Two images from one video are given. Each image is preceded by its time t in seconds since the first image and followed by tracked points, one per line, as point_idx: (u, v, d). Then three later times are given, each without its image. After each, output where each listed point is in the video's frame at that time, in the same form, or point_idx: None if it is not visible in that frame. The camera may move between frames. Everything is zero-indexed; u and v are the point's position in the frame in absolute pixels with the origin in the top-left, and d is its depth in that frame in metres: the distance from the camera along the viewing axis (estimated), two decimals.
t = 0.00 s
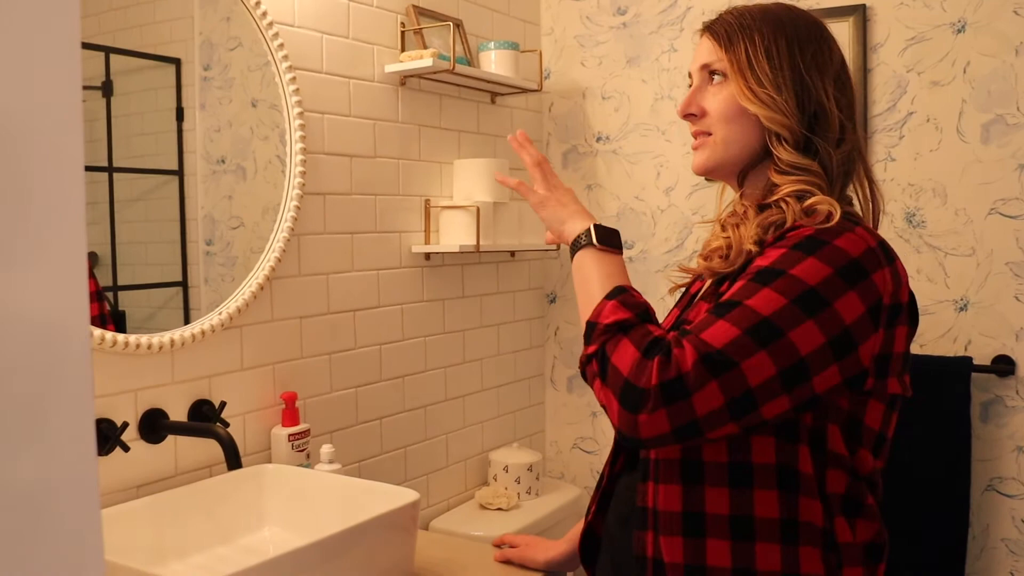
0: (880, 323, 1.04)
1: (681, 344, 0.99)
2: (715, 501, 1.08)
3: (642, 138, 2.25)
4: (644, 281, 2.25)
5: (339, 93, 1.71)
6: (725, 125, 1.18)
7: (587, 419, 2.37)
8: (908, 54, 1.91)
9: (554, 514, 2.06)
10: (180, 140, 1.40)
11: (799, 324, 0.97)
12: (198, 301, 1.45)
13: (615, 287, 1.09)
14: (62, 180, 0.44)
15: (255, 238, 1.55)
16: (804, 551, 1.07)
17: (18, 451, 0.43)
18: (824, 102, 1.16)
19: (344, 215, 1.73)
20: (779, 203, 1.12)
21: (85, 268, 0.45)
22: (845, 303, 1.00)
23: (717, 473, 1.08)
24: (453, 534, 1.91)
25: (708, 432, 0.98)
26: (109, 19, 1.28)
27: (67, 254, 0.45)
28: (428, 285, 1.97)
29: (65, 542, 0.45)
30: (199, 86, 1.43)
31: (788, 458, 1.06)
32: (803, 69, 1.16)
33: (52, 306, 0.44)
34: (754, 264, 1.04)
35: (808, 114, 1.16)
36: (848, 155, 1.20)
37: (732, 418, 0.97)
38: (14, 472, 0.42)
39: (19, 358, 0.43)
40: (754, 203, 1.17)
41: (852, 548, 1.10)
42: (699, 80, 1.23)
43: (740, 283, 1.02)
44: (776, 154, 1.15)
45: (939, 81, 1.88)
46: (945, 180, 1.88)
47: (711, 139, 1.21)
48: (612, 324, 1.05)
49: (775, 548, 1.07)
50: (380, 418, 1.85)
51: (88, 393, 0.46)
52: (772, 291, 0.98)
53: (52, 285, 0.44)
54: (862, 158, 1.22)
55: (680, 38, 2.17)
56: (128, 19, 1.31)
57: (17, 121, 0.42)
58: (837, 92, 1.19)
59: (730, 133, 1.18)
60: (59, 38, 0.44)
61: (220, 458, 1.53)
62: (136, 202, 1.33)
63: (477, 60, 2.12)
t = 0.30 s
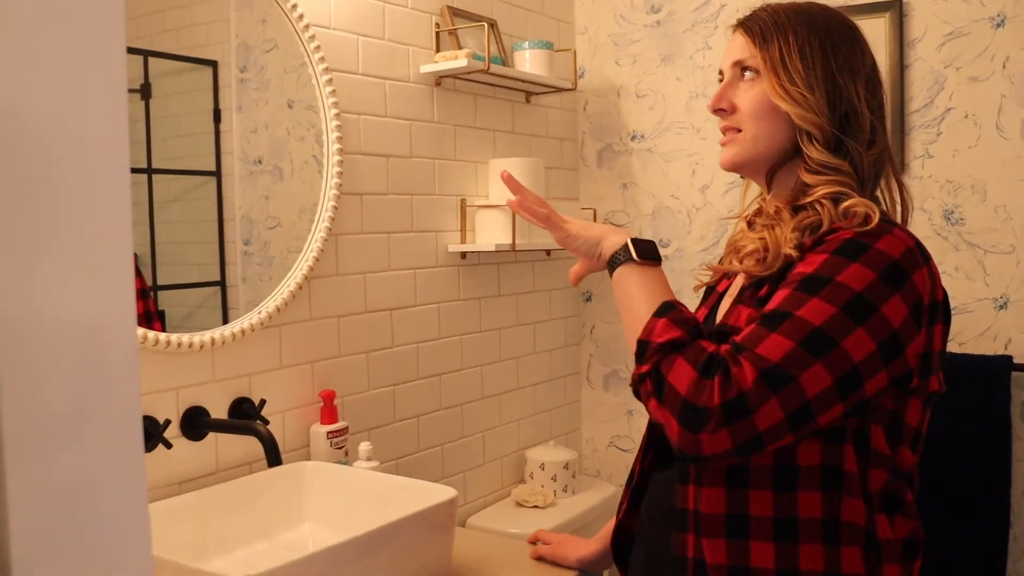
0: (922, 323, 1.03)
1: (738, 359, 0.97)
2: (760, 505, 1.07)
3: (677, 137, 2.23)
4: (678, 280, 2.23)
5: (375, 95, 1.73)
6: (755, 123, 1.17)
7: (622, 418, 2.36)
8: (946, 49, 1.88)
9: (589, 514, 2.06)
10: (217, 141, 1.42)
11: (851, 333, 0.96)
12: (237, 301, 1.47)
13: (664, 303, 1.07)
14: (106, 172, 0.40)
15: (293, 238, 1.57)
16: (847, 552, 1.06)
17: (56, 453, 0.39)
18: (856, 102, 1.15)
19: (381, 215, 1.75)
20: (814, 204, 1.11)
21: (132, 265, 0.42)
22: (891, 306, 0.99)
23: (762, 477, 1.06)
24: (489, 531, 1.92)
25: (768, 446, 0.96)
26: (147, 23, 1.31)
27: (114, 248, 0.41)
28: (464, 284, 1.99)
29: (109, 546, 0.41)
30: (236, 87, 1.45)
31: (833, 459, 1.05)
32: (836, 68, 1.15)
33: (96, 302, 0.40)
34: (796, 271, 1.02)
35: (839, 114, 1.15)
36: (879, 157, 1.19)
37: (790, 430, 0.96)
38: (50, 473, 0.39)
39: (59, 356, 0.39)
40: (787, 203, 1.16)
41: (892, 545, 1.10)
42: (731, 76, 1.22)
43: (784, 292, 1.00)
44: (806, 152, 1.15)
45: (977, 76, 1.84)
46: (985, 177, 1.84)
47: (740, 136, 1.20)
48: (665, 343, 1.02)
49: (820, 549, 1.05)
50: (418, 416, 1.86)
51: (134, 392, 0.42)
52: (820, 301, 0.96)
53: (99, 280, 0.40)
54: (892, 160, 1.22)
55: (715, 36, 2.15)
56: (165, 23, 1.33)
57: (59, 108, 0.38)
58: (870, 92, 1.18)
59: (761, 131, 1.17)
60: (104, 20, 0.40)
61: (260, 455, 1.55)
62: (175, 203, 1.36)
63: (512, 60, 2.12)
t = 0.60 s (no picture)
0: (974, 324, 1.01)
1: (807, 376, 0.94)
2: (817, 512, 1.04)
3: (718, 136, 2.21)
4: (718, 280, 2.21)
5: (417, 95, 1.74)
6: (800, 119, 1.15)
7: (663, 419, 2.34)
8: (991, 45, 1.83)
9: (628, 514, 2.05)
10: (261, 141, 1.45)
11: (913, 342, 0.94)
12: (280, 299, 1.49)
13: (723, 320, 1.02)
14: (155, 177, 0.41)
15: (335, 237, 1.59)
16: (903, 559, 1.03)
17: (104, 451, 0.40)
18: (898, 102, 1.15)
19: (423, 214, 1.76)
20: (859, 209, 1.10)
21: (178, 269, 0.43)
22: (948, 311, 0.97)
23: (819, 486, 1.04)
24: (529, 529, 1.92)
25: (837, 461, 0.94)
26: (191, 26, 1.33)
27: (160, 251, 0.42)
28: (505, 283, 1.99)
29: (156, 542, 0.42)
30: (279, 88, 1.48)
31: (890, 465, 1.03)
32: (880, 67, 1.14)
33: (143, 303, 0.41)
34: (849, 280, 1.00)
35: (884, 114, 1.15)
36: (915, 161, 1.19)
37: (859, 444, 0.94)
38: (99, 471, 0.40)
39: (108, 356, 0.40)
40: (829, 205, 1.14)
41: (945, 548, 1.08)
42: (772, 71, 1.19)
43: (841, 303, 0.97)
44: (852, 150, 1.13)
45: None
46: None
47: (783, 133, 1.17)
48: (728, 364, 0.98)
49: (877, 556, 1.03)
50: (458, 414, 1.87)
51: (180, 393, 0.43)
52: (881, 312, 0.94)
53: (145, 282, 0.41)
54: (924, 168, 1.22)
55: (756, 34, 2.12)
56: (211, 25, 1.36)
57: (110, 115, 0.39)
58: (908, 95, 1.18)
59: (808, 127, 1.14)
60: (151, 27, 0.41)
61: (302, 452, 1.57)
62: (220, 203, 1.38)
63: (553, 59, 2.12)
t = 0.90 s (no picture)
0: (980, 328, 1.02)
1: (833, 389, 0.93)
2: (830, 522, 1.04)
3: (719, 141, 2.21)
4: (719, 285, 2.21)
5: (417, 103, 1.75)
6: (808, 127, 1.15)
7: (665, 424, 2.34)
8: (991, 50, 1.83)
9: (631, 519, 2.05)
10: (264, 149, 1.45)
11: (929, 349, 0.94)
12: (283, 307, 1.50)
13: (744, 336, 1.00)
14: (159, 189, 0.41)
15: (337, 245, 1.59)
16: (916, 566, 1.03)
17: (107, 459, 0.40)
18: (898, 115, 1.18)
19: (424, 221, 1.77)
20: (863, 217, 1.10)
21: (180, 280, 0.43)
22: (958, 317, 0.97)
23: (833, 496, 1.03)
24: (531, 535, 1.92)
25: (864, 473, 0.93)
26: (194, 35, 1.34)
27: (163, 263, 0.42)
28: (507, 290, 2.00)
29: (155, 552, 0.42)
30: (282, 96, 1.48)
31: (903, 473, 1.03)
32: (883, 82, 1.17)
33: (147, 313, 0.41)
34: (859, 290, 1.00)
35: (887, 126, 1.17)
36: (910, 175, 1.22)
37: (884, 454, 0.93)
38: (100, 478, 0.40)
39: (110, 365, 0.40)
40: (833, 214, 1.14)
41: (952, 553, 1.08)
42: (774, 80, 1.18)
43: (855, 314, 0.97)
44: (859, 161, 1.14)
45: None
46: None
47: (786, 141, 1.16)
48: (754, 381, 0.96)
49: (890, 565, 1.03)
50: (460, 421, 1.88)
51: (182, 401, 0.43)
52: (899, 321, 0.94)
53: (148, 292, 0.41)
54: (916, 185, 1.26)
55: (756, 40, 2.13)
56: (214, 34, 1.37)
57: (114, 128, 0.39)
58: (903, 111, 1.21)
59: (814, 136, 1.15)
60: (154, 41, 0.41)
61: (305, 459, 1.58)
62: (222, 211, 1.39)
63: (553, 67, 2.13)
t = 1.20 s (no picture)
0: (968, 337, 1.03)
1: (829, 393, 0.93)
2: (823, 533, 1.04)
3: (714, 151, 2.23)
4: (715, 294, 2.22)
5: (413, 113, 1.76)
6: (801, 142, 1.16)
7: (662, 433, 2.34)
8: (983, 60, 1.84)
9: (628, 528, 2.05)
10: (261, 159, 1.46)
11: (921, 356, 0.95)
12: (280, 316, 1.50)
13: (754, 337, 1.01)
14: (152, 200, 0.42)
15: (334, 254, 1.60)
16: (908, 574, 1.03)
17: (101, 469, 0.40)
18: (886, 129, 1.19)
19: (420, 231, 1.77)
20: (854, 228, 1.11)
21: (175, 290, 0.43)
22: (947, 326, 0.98)
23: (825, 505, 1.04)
24: (527, 544, 1.92)
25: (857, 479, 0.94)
26: (192, 45, 1.35)
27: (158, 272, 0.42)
28: (503, 299, 2.00)
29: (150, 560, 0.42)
30: (279, 106, 1.49)
31: (894, 481, 1.04)
32: (874, 98, 1.18)
33: (141, 323, 0.41)
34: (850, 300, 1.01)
35: (879, 142, 1.18)
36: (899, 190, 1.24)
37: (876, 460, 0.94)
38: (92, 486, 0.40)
39: (106, 374, 0.40)
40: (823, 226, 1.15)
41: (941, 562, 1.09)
42: (768, 93, 1.18)
43: (848, 321, 0.98)
44: (851, 178, 1.16)
45: (1016, 87, 1.81)
46: None
47: (778, 156, 1.17)
48: (759, 378, 0.96)
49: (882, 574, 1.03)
50: (456, 430, 1.88)
51: (177, 411, 0.43)
52: (890, 327, 0.95)
53: (143, 303, 0.42)
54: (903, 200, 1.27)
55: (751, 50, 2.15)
56: (212, 44, 1.38)
57: (108, 142, 0.40)
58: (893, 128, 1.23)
59: (807, 152, 1.16)
60: (149, 57, 0.42)
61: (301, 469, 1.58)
62: (219, 220, 1.40)
63: (549, 77, 2.14)
